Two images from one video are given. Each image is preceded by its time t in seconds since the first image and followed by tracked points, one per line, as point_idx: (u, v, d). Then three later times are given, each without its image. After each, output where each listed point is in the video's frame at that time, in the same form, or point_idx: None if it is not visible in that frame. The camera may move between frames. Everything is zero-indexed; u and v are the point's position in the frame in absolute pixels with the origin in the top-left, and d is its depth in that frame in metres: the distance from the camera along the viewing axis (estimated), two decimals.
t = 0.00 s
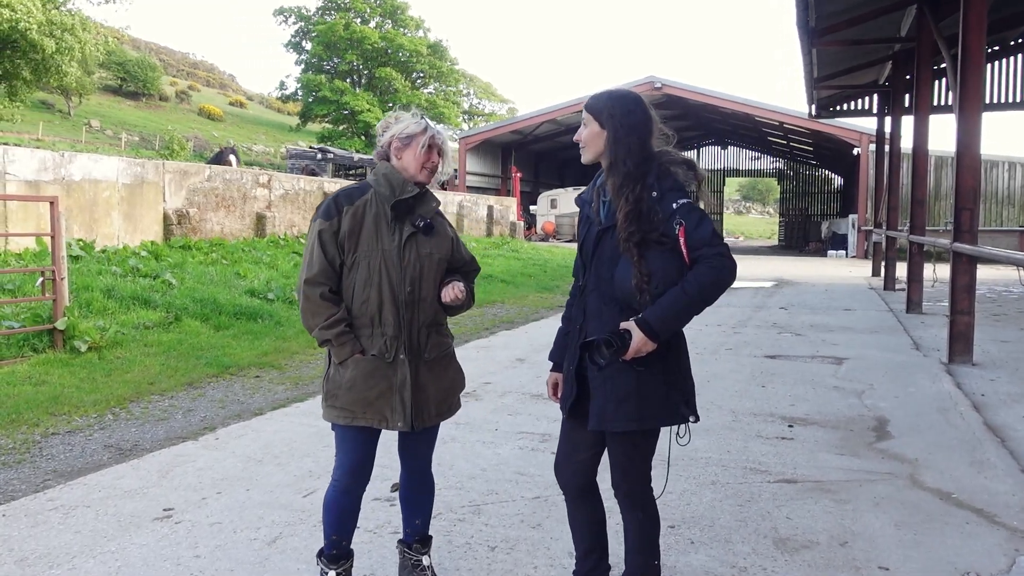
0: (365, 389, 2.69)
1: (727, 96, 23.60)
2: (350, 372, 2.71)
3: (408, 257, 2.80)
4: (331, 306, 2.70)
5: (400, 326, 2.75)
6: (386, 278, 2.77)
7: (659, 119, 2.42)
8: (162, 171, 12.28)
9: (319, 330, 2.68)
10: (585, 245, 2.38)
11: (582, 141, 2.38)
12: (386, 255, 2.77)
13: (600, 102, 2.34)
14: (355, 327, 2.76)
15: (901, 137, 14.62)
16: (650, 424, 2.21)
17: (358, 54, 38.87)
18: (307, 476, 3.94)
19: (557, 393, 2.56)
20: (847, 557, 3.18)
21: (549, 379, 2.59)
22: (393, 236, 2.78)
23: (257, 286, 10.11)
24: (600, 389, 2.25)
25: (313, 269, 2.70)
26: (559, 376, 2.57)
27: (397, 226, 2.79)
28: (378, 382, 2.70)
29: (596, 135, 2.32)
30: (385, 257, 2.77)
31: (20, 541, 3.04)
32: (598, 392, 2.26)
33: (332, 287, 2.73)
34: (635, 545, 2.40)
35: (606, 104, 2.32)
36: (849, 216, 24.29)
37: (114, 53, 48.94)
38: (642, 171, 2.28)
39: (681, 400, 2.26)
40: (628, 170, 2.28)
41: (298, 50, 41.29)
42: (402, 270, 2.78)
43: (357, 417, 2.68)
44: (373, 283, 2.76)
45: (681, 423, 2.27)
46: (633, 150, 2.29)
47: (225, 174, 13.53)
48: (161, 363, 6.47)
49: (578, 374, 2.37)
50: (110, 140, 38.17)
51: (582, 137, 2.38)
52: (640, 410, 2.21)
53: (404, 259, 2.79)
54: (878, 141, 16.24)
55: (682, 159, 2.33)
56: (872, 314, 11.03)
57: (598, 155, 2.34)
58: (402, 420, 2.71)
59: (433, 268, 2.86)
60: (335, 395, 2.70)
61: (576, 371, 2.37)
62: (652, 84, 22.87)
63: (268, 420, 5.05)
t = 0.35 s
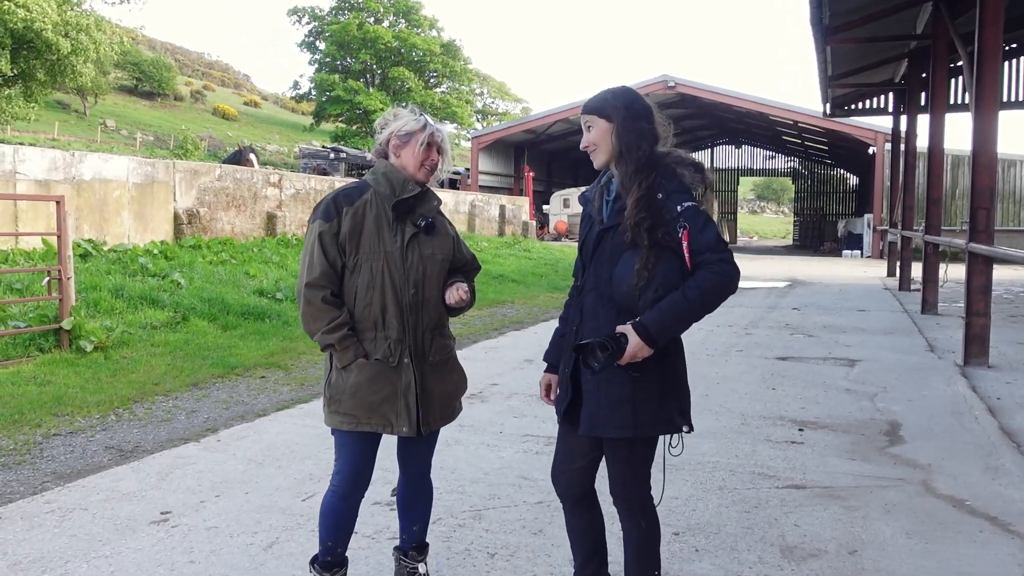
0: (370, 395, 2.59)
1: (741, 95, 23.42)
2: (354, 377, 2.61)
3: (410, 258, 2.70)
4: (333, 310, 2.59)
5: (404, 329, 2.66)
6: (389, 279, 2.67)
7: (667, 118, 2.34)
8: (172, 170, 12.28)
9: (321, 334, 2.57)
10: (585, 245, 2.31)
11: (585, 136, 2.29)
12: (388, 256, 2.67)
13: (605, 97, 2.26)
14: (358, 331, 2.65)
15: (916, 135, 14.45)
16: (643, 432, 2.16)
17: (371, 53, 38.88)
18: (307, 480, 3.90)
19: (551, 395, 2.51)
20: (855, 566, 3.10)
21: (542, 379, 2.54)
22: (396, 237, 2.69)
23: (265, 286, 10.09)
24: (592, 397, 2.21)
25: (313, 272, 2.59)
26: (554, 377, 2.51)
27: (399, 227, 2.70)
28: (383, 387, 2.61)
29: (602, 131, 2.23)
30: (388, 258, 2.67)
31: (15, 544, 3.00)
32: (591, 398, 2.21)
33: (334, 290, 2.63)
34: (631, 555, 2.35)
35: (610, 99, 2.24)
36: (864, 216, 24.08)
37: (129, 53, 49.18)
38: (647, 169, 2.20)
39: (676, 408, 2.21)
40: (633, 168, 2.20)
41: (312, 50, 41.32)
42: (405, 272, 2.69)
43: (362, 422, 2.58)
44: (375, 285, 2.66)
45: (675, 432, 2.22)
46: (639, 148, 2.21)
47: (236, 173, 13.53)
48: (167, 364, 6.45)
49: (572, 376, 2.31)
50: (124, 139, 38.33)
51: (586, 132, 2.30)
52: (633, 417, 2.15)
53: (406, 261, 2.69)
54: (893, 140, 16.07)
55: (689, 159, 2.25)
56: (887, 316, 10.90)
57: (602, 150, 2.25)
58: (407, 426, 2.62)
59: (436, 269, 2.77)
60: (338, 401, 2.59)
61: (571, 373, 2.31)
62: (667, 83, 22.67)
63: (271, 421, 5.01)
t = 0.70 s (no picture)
0: (372, 397, 2.55)
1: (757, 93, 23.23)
2: (355, 379, 2.57)
3: (411, 258, 2.66)
4: (334, 312, 2.55)
5: (406, 330, 2.63)
6: (391, 279, 2.63)
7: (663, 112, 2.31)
8: (186, 170, 12.33)
9: (322, 336, 2.53)
10: (580, 243, 2.29)
11: (582, 133, 2.27)
12: (389, 256, 2.63)
13: (601, 93, 2.23)
14: (359, 332, 2.62)
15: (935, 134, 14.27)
16: (635, 434, 2.18)
17: (388, 53, 38.92)
18: (310, 479, 3.88)
19: (548, 397, 2.50)
20: (860, 571, 3.04)
21: (541, 382, 2.52)
22: (396, 237, 2.65)
23: (277, 285, 10.11)
24: (588, 396, 2.23)
25: (313, 274, 2.55)
26: (552, 380, 2.49)
27: (400, 226, 2.66)
28: (385, 389, 2.57)
29: (596, 126, 2.21)
30: (389, 258, 2.63)
31: (14, 543, 3.00)
32: (585, 399, 2.24)
33: (334, 292, 2.59)
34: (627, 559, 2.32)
35: (605, 94, 2.21)
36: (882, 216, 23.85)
37: (148, 54, 49.48)
38: (641, 164, 2.17)
39: (670, 408, 2.23)
40: (626, 163, 2.17)
41: (329, 50, 41.35)
42: (406, 272, 2.65)
43: (364, 425, 2.54)
44: (377, 286, 2.62)
45: (669, 433, 2.23)
46: (633, 143, 2.18)
47: (250, 172, 13.54)
48: (175, 362, 6.47)
49: (567, 378, 2.32)
50: (143, 139, 38.58)
51: (582, 128, 2.27)
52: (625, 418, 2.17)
53: (408, 261, 2.65)
54: (911, 138, 15.89)
55: (684, 154, 2.22)
56: (904, 316, 10.77)
57: (597, 146, 2.23)
58: (409, 427, 2.59)
59: (437, 268, 2.73)
60: (340, 403, 2.56)
61: (566, 375, 2.32)
62: (683, 83, 22.44)
63: (277, 420, 5.01)
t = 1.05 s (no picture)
0: (367, 397, 2.54)
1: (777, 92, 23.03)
2: (351, 380, 2.56)
3: (404, 256, 2.65)
4: (327, 313, 2.54)
5: (400, 329, 2.61)
6: (383, 278, 2.61)
7: (652, 115, 2.38)
8: (203, 170, 12.39)
9: (316, 338, 2.52)
10: (570, 244, 2.35)
11: (571, 135, 2.32)
12: (381, 255, 2.62)
13: (588, 95, 2.28)
14: (354, 333, 2.61)
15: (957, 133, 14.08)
16: (623, 438, 2.19)
17: (407, 53, 38.93)
18: (312, 480, 3.89)
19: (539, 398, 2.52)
20: None
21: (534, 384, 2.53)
22: (389, 235, 2.63)
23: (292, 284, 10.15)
24: (577, 398, 2.24)
25: (304, 276, 2.54)
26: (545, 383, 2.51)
27: (392, 225, 2.64)
28: (380, 389, 2.56)
29: (583, 127, 2.26)
30: (382, 257, 2.62)
31: (13, 542, 3.03)
32: (574, 402, 2.25)
33: (327, 293, 2.58)
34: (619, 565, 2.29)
35: (592, 96, 2.27)
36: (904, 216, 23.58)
37: (171, 55, 49.83)
38: (628, 165, 2.23)
39: (659, 412, 2.23)
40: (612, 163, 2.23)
41: (349, 50, 41.51)
42: (399, 271, 2.63)
43: (360, 426, 2.53)
44: (369, 285, 2.61)
45: (659, 436, 2.24)
46: (621, 145, 2.24)
47: (266, 172, 13.48)
48: (186, 362, 6.50)
49: (554, 382, 2.34)
50: (166, 140, 38.87)
51: (571, 128, 2.33)
52: (613, 421, 2.19)
53: (400, 259, 2.64)
54: (933, 137, 15.68)
55: (672, 155, 2.27)
56: (923, 318, 10.64)
57: (585, 147, 2.29)
58: (405, 427, 2.57)
59: (431, 266, 2.72)
60: (335, 405, 2.54)
61: (554, 376, 2.34)
62: (702, 82, 22.20)
63: (284, 421, 5.02)
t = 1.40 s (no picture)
0: (392, 397, 2.56)
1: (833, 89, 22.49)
2: (377, 381, 2.60)
3: (429, 257, 2.65)
4: (353, 314, 2.60)
5: (425, 331, 2.61)
6: (408, 279, 2.63)
7: (682, 116, 2.36)
8: (255, 171, 12.60)
9: (343, 338, 2.58)
10: (600, 247, 2.35)
11: (597, 138, 2.33)
12: (406, 257, 2.63)
13: (615, 97, 2.28)
14: (381, 334, 2.64)
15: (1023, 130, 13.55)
16: (653, 444, 2.16)
17: (459, 54, 39.04)
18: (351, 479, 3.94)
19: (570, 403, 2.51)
20: None
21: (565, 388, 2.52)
22: (413, 237, 2.64)
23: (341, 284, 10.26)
24: (605, 403, 2.22)
25: (331, 278, 2.62)
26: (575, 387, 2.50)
27: (418, 226, 2.65)
28: (404, 389, 2.57)
29: (609, 129, 2.27)
30: (406, 259, 2.63)
31: (62, 535, 3.14)
32: (604, 406, 2.23)
33: (353, 294, 2.64)
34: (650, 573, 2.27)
35: (618, 98, 2.27)
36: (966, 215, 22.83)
37: (229, 58, 50.85)
38: (658, 165, 2.24)
39: (690, 417, 2.20)
40: (642, 164, 2.23)
41: (402, 52, 41.90)
42: (424, 272, 2.63)
43: (385, 426, 2.56)
44: (394, 286, 2.63)
45: (690, 443, 2.21)
46: (651, 146, 2.24)
47: (317, 173, 13.62)
48: (236, 360, 6.64)
49: (585, 386, 2.31)
50: (224, 141, 39.71)
51: (597, 132, 2.33)
52: (643, 426, 2.16)
53: (425, 260, 2.64)
54: (997, 134, 15.13)
55: (704, 156, 2.27)
56: (984, 321, 10.27)
57: (612, 148, 2.28)
58: (429, 428, 2.57)
59: (459, 267, 2.71)
60: (362, 406, 2.59)
61: (584, 381, 2.32)
62: (755, 79, 21.79)
63: (327, 420, 5.08)
